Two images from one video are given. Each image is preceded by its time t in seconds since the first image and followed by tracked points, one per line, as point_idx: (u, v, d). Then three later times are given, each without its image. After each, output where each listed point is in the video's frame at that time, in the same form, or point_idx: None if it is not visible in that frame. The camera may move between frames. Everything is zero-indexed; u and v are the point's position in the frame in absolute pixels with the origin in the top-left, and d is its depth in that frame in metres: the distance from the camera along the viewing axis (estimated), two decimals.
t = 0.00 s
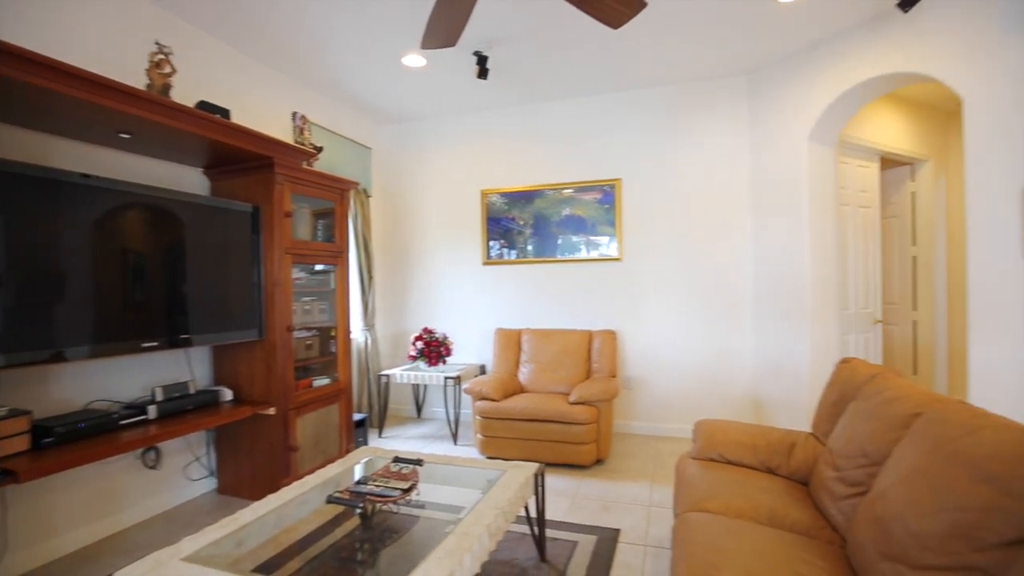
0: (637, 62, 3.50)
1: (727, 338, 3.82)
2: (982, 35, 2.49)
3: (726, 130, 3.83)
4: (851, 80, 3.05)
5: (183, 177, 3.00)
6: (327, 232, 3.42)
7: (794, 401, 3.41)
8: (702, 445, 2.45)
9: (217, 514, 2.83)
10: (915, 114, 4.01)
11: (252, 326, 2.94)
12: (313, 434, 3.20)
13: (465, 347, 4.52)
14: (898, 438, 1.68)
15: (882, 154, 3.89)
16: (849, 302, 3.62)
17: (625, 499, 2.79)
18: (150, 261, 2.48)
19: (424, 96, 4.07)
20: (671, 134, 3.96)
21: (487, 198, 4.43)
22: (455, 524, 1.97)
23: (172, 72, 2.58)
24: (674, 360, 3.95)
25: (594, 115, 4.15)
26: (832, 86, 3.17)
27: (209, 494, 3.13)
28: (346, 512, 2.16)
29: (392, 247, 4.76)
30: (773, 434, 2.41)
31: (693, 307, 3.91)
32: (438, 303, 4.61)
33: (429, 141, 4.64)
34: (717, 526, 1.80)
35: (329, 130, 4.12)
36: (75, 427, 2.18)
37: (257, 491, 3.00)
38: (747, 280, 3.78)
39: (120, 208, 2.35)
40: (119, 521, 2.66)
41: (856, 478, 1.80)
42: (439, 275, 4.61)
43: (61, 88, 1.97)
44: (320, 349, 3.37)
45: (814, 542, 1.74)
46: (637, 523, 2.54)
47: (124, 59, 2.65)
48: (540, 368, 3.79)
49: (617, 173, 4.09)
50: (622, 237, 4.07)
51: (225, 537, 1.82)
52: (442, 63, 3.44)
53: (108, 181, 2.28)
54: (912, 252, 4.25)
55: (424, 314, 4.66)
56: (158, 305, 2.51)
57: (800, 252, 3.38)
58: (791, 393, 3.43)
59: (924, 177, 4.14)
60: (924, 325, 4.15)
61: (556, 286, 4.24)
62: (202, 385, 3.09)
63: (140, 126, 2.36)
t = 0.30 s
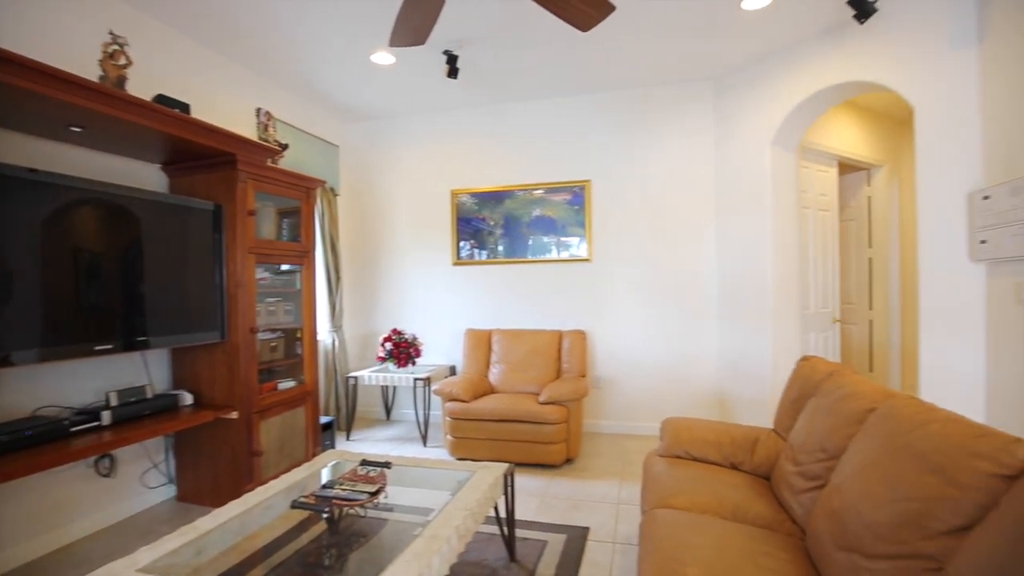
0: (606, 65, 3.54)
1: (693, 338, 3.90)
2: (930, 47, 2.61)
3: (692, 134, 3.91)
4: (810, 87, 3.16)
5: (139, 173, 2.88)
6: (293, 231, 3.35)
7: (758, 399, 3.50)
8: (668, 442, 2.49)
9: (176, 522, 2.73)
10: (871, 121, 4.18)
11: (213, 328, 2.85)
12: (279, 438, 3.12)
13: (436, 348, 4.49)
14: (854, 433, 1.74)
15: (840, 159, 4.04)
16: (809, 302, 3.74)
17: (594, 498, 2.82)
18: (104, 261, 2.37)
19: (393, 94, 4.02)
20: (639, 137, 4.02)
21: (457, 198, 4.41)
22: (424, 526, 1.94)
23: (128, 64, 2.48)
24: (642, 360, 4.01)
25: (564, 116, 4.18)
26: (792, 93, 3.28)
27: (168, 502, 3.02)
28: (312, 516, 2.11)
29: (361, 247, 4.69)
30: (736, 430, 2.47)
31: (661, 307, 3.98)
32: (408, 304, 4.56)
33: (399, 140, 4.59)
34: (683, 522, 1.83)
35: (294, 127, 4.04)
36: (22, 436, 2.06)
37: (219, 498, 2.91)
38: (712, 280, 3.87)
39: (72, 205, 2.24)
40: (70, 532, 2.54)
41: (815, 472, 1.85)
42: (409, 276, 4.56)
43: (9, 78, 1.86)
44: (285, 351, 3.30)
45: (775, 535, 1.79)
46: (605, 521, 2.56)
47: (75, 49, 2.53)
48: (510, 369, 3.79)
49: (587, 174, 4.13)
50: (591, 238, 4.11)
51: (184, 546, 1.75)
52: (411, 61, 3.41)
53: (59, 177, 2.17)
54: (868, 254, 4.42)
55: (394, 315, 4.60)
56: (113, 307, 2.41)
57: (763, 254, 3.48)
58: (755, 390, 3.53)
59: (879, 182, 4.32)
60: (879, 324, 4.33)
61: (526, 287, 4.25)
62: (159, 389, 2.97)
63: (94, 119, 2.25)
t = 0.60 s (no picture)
0: (573, 68, 3.57)
1: (657, 337, 3.99)
2: (877, 60, 2.75)
3: (657, 138, 4.00)
4: (768, 96, 3.28)
5: (85, 167, 2.73)
6: (252, 229, 3.24)
7: (719, 396, 3.61)
8: (633, 441, 2.53)
9: (126, 534, 2.60)
10: (824, 129, 4.36)
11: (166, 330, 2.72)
12: (237, 443, 3.02)
13: (402, 349, 4.43)
14: (807, 427, 1.81)
15: (795, 165, 4.21)
16: (767, 302, 3.88)
17: (560, 497, 2.84)
18: (47, 259, 2.23)
19: (358, 91, 3.95)
20: (605, 140, 4.08)
21: (423, 197, 4.37)
22: (388, 530, 1.91)
23: (72, 50, 2.35)
24: (608, 360, 4.07)
25: (531, 117, 4.20)
26: (750, 100, 3.39)
27: (117, 513, 2.88)
28: (272, 523, 2.05)
29: (324, 246, 4.58)
30: (697, 427, 2.54)
31: (626, 307, 4.04)
32: (374, 305, 4.49)
33: (364, 138, 4.51)
34: (646, 518, 1.87)
35: (254, 122, 3.91)
36: None
37: (172, 507, 2.79)
38: (675, 281, 3.96)
39: (11, 199, 2.10)
40: (7, 549, 2.38)
41: (771, 466, 1.92)
42: (374, 276, 4.49)
43: None
44: (244, 353, 3.19)
45: (734, 528, 1.85)
46: (571, 520, 2.58)
47: (13, 34, 2.37)
48: (477, 369, 3.78)
49: (553, 176, 4.16)
50: (558, 239, 4.15)
51: (133, 559, 1.67)
52: (376, 58, 3.36)
53: None
54: (821, 256, 4.62)
55: (359, 316, 4.52)
56: (56, 308, 2.27)
57: (723, 255, 3.58)
58: (716, 388, 3.63)
59: (831, 188, 4.52)
60: (832, 323, 4.53)
61: (494, 287, 4.25)
62: (107, 394, 2.83)
63: (34, 108, 2.12)
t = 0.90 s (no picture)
0: (544, 69, 3.59)
1: (626, 336, 4.05)
2: (834, 70, 2.86)
3: (625, 140, 4.06)
4: (731, 101, 3.37)
5: (32, 160, 2.59)
6: (214, 228, 3.14)
7: (685, 394, 3.69)
8: (603, 439, 2.56)
9: (77, 547, 2.48)
10: (785, 135, 4.52)
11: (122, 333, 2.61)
12: (198, 449, 2.92)
13: (371, 350, 4.37)
14: (767, 423, 1.88)
15: (758, 169, 4.35)
16: (731, 302, 3.99)
17: (531, 496, 2.85)
18: None
19: (326, 88, 3.87)
20: (576, 141, 4.12)
21: (393, 197, 4.32)
22: (356, 534, 1.89)
23: (16, 37, 2.22)
24: (578, 360, 4.11)
25: (502, 118, 4.20)
26: (715, 105, 3.48)
27: (67, 525, 2.74)
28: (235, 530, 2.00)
29: (291, 246, 4.48)
30: (665, 424, 2.59)
31: (596, 308, 4.09)
32: (342, 305, 4.41)
33: (332, 135, 4.43)
34: (614, 515, 1.89)
35: (216, 117, 3.79)
36: None
37: (128, 517, 2.68)
38: (644, 282, 4.03)
39: None
40: None
41: (733, 461, 1.98)
42: (342, 276, 4.41)
43: None
44: (205, 356, 3.09)
45: (698, 523, 1.89)
46: (541, 519, 2.60)
47: None
48: (448, 370, 3.76)
49: (524, 176, 4.18)
50: (529, 239, 4.17)
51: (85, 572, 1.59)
52: (345, 54, 3.30)
53: None
54: (782, 257, 4.78)
55: (327, 317, 4.43)
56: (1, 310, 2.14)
57: (689, 257, 3.67)
58: (682, 386, 3.71)
59: (791, 192, 4.69)
60: (792, 322, 4.70)
61: (464, 288, 4.24)
62: (57, 400, 2.69)
63: None
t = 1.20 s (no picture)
0: (515, 71, 3.61)
1: (596, 336, 4.10)
2: (795, 79, 2.97)
3: (595, 143, 4.11)
4: (697, 106, 3.46)
5: None
6: (174, 226, 3.03)
7: (654, 393, 3.77)
8: (573, 437, 2.59)
9: (24, 561, 2.36)
10: (749, 140, 4.66)
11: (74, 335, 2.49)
12: (156, 455, 2.81)
13: (340, 352, 4.30)
14: (731, 420, 1.94)
15: (723, 173, 4.47)
16: (698, 303, 4.09)
17: (502, 496, 2.86)
18: None
19: (293, 83, 3.79)
20: (547, 144, 4.15)
21: (362, 195, 4.26)
22: (323, 539, 1.85)
23: None
24: (548, 360, 4.14)
25: (474, 118, 4.20)
26: (682, 110, 3.56)
27: (13, 539, 2.60)
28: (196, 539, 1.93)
29: (256, 245, 4.36)
30: (633, 422, 2.64)
31: (566, 308, 4.13)
32: (310, 306, 4.32)
33: (300, 132, 4.33)
34: (584, 513, 1.92)
35: (176, 111, 3.65)
36: None
37: (81, 528, 2.56)
38: (614, 283, 4.09)
39: None
40: None
41: (699, 458, 2.03)
42: (310, 276, 4.32)
43: None
44: (165, 358, 2.98)
45: (666, 519, 1.94)
46: (513, 518, 2.61)
47: None
48: (418, 371, 3.73)
49: (495, 177, 4.18)
50: (500, 239, 4.17)
51: None
52: (312, 49, 3.23)
53: None
54: (746, 259, 4.93)
55: (293, 317, 4.34)
56: None
57: (658, 258, 3.74)
58: (651, 385, 3.79)
59: (755, 196, 4.84)
60: (755, 321, 4.85)
61: (435, 288, 4.21)
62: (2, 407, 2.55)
63: None
